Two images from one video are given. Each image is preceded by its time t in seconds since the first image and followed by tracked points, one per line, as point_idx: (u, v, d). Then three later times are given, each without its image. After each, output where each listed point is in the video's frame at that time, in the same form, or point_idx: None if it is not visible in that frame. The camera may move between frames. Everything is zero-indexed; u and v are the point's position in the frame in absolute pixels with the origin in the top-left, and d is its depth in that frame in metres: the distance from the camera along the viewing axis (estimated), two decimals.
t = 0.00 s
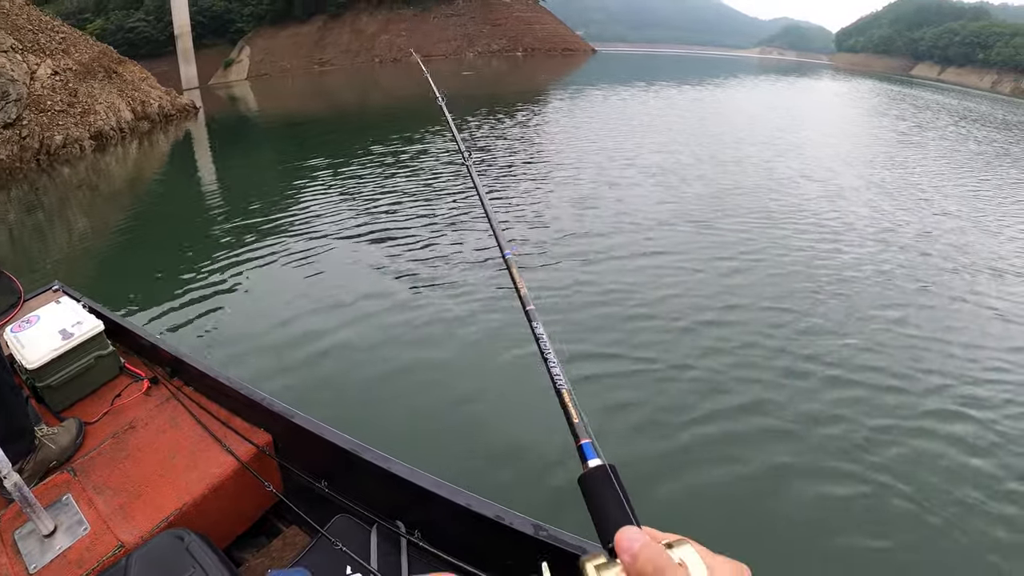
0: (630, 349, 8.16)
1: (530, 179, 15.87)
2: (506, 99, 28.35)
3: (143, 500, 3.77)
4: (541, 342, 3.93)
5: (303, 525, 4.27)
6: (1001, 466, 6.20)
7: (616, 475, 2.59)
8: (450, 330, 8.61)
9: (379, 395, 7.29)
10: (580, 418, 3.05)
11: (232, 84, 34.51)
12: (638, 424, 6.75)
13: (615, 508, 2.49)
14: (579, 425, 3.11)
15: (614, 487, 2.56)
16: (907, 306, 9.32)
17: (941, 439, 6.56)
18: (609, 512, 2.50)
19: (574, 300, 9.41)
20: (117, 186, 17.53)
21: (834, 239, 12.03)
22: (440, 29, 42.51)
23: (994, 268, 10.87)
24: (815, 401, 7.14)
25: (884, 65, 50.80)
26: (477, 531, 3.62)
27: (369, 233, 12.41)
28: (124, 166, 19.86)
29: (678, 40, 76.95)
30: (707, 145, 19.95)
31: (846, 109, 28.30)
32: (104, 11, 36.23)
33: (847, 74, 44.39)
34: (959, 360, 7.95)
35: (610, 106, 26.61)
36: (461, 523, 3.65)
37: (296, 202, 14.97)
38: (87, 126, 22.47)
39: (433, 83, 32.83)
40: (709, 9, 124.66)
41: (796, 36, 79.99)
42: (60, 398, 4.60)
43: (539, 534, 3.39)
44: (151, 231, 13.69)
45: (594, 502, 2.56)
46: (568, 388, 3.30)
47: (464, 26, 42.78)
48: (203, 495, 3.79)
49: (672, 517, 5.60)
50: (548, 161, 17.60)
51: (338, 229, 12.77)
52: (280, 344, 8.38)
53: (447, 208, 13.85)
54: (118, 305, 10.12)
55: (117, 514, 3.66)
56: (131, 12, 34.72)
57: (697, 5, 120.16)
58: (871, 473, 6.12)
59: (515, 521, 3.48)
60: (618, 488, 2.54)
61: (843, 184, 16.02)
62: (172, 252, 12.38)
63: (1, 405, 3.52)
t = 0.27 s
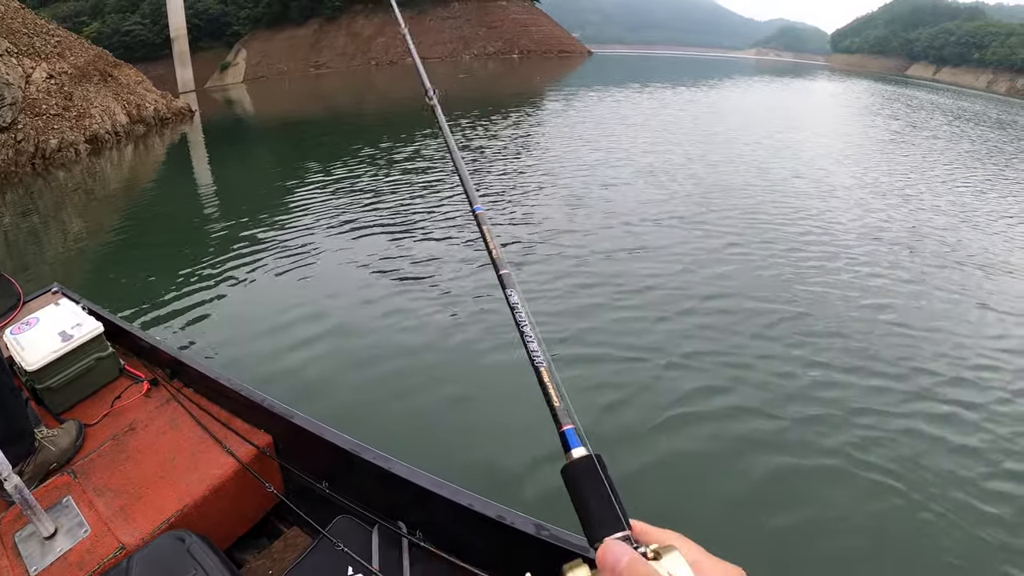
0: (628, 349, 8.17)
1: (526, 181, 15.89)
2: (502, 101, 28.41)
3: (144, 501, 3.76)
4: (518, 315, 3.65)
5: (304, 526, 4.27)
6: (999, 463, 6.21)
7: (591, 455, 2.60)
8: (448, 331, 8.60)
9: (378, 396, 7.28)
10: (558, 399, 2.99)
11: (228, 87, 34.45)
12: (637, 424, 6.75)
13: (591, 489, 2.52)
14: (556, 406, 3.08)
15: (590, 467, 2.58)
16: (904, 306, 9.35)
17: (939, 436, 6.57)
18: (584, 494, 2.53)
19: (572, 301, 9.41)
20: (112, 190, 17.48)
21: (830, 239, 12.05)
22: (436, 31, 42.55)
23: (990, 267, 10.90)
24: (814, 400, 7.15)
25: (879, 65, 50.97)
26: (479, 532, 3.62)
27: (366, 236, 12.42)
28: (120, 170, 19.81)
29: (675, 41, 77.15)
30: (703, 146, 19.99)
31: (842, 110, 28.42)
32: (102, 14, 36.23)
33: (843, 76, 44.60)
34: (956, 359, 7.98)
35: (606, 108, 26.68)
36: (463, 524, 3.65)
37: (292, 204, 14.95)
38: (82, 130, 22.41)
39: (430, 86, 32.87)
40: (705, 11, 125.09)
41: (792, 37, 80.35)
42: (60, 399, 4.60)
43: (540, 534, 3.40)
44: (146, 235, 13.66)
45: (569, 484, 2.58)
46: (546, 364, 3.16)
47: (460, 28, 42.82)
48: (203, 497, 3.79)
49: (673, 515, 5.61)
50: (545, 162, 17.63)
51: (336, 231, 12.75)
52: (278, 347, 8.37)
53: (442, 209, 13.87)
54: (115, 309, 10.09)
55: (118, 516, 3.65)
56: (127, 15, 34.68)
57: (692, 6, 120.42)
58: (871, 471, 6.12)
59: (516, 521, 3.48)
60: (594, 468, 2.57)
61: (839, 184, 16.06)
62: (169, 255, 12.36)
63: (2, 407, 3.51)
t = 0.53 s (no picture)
0: (625, 352, 8.18)
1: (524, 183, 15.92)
2: (500, 104, 28.46)
3: (144, 503, 3.76)
4: (536, 317, 3.69)
5: (304, 527, 4.27)
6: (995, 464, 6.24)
7: (606, 471, 2.59)
8: (445, 334, 8.60)
9: (376, 399, 7.27)
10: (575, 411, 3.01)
11: (226, 90, 34.43)
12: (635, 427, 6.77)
13: (604, 505, 2.51)
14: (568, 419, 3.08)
15: (606, 481, 2.56)
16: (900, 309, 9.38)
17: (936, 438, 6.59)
18: (597, 509, 2.52)
19: (569, 305, 9.42)
20: (109, 192, 17.45)
21: (826, 242, 12.09)
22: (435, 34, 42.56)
23: (985, 270, 10.95)
24: (811, 402, 7.16)
25: (876, 67, 51.18)
26: (480, 533, 3.63)
27: (365, 238, 12.42)
28: (116, 172, 19.78)
29: (673, 43, 77.34)
30: (700, 149, 20.04)
31: (839, 112, 28.53)
32: (100, 16, 36.22)
33: (840, 78, 44.77)
34: (951, 361, 8.01)
35: (604, 110, 26.75)
36: (463, 525, 3.65)
37: (289, 207, 14.94)
38: (78, 133, 22.37)
39: (428, 88, 32.89)
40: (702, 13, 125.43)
41: (789, 39, 80.64)
42: (59, 402, 4.59)
43: (541, 535, 3.41)
44: (144, 238, 13.64)
45: (581, 498, 2.57)
46: (563, 373, 3.19)
47: (458, 31, 42.87)
48: (203, 499, 3.79)
49: (672, 514, 5.62)
50: (543, 165, 17.67)
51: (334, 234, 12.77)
52: (276, 349, 8.36)
53: (439, 212, 13.89)
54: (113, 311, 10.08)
55: (118, 517, 3.65)
56: (124, 17, 34.66)
57: (690, 9, 120.78)
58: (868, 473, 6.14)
59: (517, 522, 3.49)
60: (610, 483, 2.56)
61: (836, 186, 16.10)
62: (166, 258, 12.35)
63: (1, 410, 3.51)
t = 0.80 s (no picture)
0: (624, 358, 8.16)
1: (524, 185, 15.95)
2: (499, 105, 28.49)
3: (148, 505, 3.76)
4: (553, 298, 3.62)
5: (308, 529, 4.28)
6: (993, 469, 6.26)
7: (619, 467, 2.56)
8: (444, 339, 8.61)
9: (376, 404, 7.28)
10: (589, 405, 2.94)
11: (225, 92, 34.43)
12: (634, 433, 6.79)
13: (615, 504, 2.49)
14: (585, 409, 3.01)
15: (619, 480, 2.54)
16: (900, 312, 9.36)
17: (934, 442, 6.60)
18: (610, 507, 2.50)
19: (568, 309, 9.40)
20: (108, 195, 17.45)
21: (825, 244, 12.09)
22: (434, 36, 42.59)
23: (984, 272, 10.95)
24: (809, 408, 7.17)
25: (875, 68, 51.26)
26: (483, 533, 3.63)
27: (365, 241, 12.44)
28: (115, 175, 19.77)
29: (672, 45, 77.40)
30: (699, 150, 20.05)
31: (838, 113, 28.59)
32: (99, 18, 36.22)
33: (839, 78, 44.83)
34: (949, 364, 8.01)
35: (603, 112, 26.80)
36: (467, 526, 3.65)
37: (287, 210, 14.93)
38: (77, 136, 22.36)
39: (427, 90, 32.94)
40: (700, 14, 125.57)
41: (788, 40, 80.72)
42: (63, 404, 4.59)
43: (545, 535, 3.41)
44: (143, 241, 13.64)
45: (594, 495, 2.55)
46: (579, 363, 3.11)
47: (457, 32, 42.91)
48: (207, 501, 3.79)
49: (674, 518, 5.68)
50: (542, 167, 17.70)
51: (334, 237, 12.79)
52: (277, 353, 8.38)
53: (437, 215, 13.90)
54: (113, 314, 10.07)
55: (122, 519, 3.65)
56: (123, 20, 34.67)
57: (688, 10, 121.01)
58: (868, 480, 6.15)
59: (520, 523, 3.49)
60: (622, 480, 2.53)
61: (834, 188, 16.12)
62: (166, 261, 12.36)
63: (4, 412, 3.51)
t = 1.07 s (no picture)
0: (626, 356, 8.12)
1: (524, 185, 15.96)
2: (500, 106, 28.49)
3: (153, 503, 3.76)
4: (541, 309, 3.61)
5: (312, 527, 4.28)
6: (997, 467, 6.20)
7: (608, 467, 2.57)
8: (444, 338, 8.58)
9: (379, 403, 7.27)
10: (578, 406, 2.93)
11: (226, 93, 34.42)
12: (637, 430, 6.75)
13: (605, 505, 2.50)
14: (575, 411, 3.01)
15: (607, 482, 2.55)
16: (902, 311, 9.32)
17: (938, 440, 6.55)
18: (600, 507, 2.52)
19: (569, 307, 9.36)
20: (108, 197, 17.44)
21: (826, 243, 12.05)
22: (435, 36, 42.57)
23: (986, 271, 10.90)
24: (811, 406, 7.13)
25: (876, 67, 51.18)
26: (488, 531, 3.63)
27: (366, 241, 12.45)
28: (115, 176, 19.78)
29: (673, 45, 77.31)
30: (700, 150, 20.02)
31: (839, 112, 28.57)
32: (100, 19, 36.20)
33: (840, 78, 44.78)
34: (952, 363, 7.96)
35: (604, 111, 26.79)
36: (472, 523, 3.65)
37: (287, 211, 14.92)
38: (77, 136, 22.35)
39: (428, 91, 32.93)
40: (701, 14, 125.50)
41: (789, 40, 80.69)
42: (67, 402, 4.59)
43: (549, 532, 3.40)
44: (144, 242, 13.63)
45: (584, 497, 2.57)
46: (567, 369, 3.09)
47: (458, 33, 42.91)
48: (211, 498, 3.79)
49: (678, 516, 5.66)
50: (543, 167, 17.70)
51: (336, 236, 12.80)
52: (279, 352, 8.38)
53: (437, 215, 13.88)
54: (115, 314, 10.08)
55: (126, 517, 3.65)
56: (124, 21, 34.68)
57: (688, 10, 120.95)
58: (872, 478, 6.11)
59: (525, 520, 3.49)
60: (609, 481, 2.54)
61: (836, 188, 16.07)
62: (167, 261, 12.37)
63: (7, 410, 3.50)
